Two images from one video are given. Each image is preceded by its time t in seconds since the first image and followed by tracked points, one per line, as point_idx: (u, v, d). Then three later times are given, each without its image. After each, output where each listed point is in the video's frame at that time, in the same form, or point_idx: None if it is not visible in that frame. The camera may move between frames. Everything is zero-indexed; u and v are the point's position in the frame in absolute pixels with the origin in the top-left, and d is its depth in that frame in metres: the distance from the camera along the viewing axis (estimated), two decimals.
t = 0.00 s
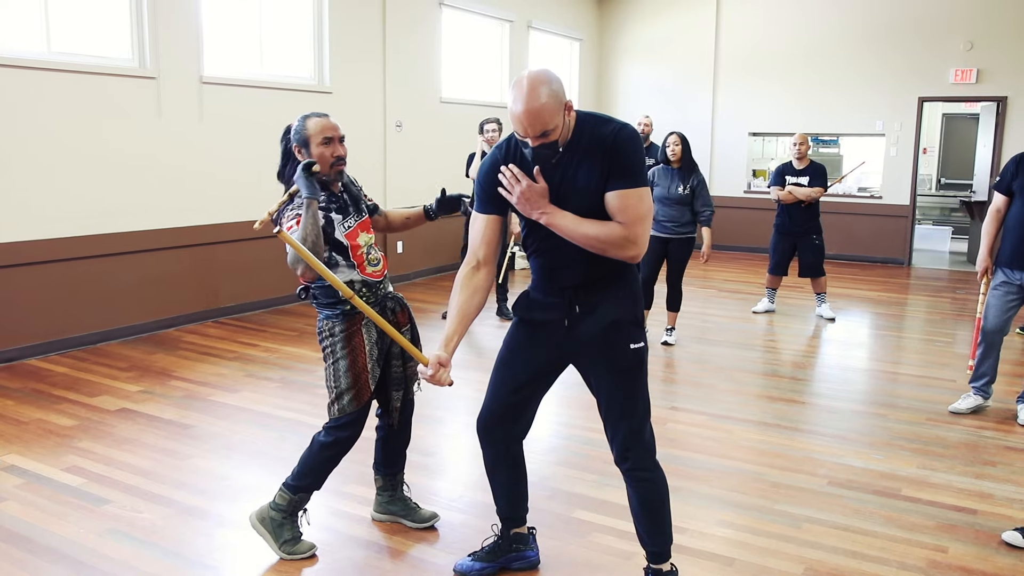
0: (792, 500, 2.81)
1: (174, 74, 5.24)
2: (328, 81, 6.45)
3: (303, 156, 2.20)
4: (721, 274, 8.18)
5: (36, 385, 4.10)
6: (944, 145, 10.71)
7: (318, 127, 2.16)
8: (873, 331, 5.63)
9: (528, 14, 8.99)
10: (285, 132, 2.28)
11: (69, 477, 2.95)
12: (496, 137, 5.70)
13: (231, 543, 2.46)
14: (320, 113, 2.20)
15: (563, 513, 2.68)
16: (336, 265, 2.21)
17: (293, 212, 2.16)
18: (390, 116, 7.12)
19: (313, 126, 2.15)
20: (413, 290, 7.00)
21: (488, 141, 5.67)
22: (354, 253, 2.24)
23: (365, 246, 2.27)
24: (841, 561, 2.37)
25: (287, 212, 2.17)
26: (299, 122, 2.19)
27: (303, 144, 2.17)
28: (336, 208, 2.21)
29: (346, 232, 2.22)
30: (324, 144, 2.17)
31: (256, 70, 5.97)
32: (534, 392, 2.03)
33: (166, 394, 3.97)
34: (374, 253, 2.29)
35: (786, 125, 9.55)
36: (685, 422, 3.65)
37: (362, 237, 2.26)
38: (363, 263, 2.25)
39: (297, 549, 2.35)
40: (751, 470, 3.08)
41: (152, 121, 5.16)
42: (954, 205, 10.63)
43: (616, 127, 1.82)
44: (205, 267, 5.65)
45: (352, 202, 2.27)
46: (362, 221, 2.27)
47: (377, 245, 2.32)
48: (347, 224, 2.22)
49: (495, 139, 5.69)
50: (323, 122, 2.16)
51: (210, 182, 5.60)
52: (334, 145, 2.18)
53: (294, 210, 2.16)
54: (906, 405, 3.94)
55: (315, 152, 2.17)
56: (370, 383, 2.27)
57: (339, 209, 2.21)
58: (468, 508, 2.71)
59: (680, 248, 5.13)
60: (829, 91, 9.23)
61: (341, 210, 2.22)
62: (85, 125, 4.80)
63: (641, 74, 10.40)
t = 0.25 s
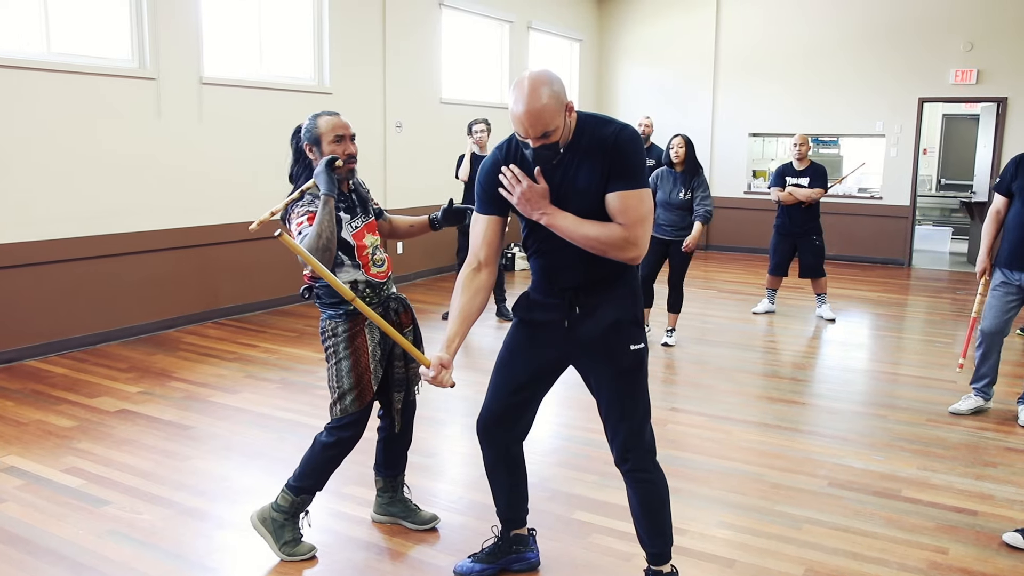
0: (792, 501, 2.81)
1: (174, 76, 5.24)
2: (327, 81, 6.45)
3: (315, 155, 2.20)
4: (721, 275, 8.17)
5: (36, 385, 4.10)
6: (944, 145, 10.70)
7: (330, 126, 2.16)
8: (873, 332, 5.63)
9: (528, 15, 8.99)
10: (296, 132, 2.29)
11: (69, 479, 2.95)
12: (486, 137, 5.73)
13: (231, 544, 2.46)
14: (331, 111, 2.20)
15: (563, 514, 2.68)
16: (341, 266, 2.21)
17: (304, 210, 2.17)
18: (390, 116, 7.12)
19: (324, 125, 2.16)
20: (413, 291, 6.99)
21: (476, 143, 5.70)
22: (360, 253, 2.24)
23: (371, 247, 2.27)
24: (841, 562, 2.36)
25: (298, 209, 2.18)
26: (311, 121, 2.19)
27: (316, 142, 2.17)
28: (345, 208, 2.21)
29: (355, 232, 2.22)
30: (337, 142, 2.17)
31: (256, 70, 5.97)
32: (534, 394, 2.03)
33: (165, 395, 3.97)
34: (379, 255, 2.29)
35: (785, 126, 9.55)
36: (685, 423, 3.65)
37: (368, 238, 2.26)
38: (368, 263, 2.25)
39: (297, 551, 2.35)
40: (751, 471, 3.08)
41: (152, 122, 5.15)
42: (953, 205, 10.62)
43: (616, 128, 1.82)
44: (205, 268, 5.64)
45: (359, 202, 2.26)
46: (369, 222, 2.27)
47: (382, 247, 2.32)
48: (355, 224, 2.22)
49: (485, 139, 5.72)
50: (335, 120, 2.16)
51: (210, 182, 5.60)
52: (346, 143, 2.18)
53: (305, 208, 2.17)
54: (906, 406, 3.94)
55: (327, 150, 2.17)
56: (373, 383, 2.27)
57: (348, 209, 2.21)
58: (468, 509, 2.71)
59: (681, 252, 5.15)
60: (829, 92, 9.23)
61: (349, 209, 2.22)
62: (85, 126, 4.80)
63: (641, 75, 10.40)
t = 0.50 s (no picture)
0: (792, 502, 2.81)
1: (173, 76, 5.24)
2: (327, 81, 6.45)
3: (325, 155, 2.21)
4: (721, 275, 8.17)
5: (35, 386, 4.10)
6: (944, 146, 10.70)
7: (340, 126, 2.17)
8: (873, 333, 5.63)
9: (528, 15, 8.98)
10: (294, 131, 2.27)
11: (68, 480, 2.94)
12: (484, 137, 5.73)
13: (230, 545, 2.45)
14: (336, 111, 2.21)
15: (563, 514, 2.68)
16: (344, 266, 2.20)
17: (310, 209, 2.16)
18: (390, 117, 7.12)
19: (335, 125, 2.16)
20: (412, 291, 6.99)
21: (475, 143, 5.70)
22: (362, 252, 2.23)
23: (373, 247, 2.26)
24: (841, 563, 2.36)
25: (302, 209, 2.17)
26: (318, 121, 2.18)
27: (325, 142, 2.18)
28: (349, 208, 2.21)
29: (358, 231, 2.22)
30: (348, 142, 2.19)
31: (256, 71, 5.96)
32: (534, 394, 2.03)
33: (165, 396, 3.97)
34: (382, 254, 2.29)
35: (785, 127, 9.55)
36: (685, 424, 3.64)
37: (371, 238, 2.25)
38: (371, 262, 2.25)
39: (297, 552, 2.34)
40: (751, 472, 3.08)
41: (152, 122, 5.15)
42: (953, 206, 10.63)
43: (617, 129, 1.82)
44: (204, 269, 5.64)
45: (361, 201, 2.27)
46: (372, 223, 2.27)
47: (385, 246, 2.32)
48: (359, 224, 2.22)
49: (483, 139, 5.72)
50: (344, 121, 2.18)
51: (210, 182, 5.60)
52: (355, 143, 2.20)
53: (311, 207, 2.16)
54: (905, 407, 3.94)
55: (338, 150, 2.18)
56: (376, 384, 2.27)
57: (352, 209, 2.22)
58: (467, 510, 2.71)
59: (680, 250, 5.13)
60: (829, 93, 9.23)
61: (353, 210, 2.22)
62: (84, 126, 4.80)
63: (641, 75, 10.40)
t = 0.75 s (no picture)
0: (792, 502, 2.80)
1: (173, 76, 5.24)
2: (326, 82, 6.44)
3: (332, 154, 2.22)
4: (721, 275, 8.17)
5: (34, 386, 4.09)
6: (943, 147, 10.70)
7: (347, 125, 2.19)
8: (873, 333, 5.63)
9: (527, 15, 8.98)
10: (292, 132, 2.26)
11: (67, 480, 2.94)
12: (485, 137, 5.73)
13: (230, 546, 2.45)
14: (342, 111, 2.23)
15: (562, 515, 2.68)
16: (344, 265, 2.20)
17: (312, 208, 2.16)
18: (390, 117, 7.12)
19: (344, 124, 2.18)
20: (412, 292, 6.98)
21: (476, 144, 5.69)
22: (363, 251, 2.23)
23: (374, 247, 2.26)
24: (841, 563, 2.36)
25: (304, 208, 2.17)
26: (323, 121, 2.19)
27: (335, 141, 2.19)
28: (350, 207, 2.21)
29: (359, 230, 2.22)
30: (355, 141, 2.21)
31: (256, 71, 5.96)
32: (534, 395, 2.02)
33: (164, 396, 3.96)
34: (383, 254, 2.28)
35: (784, 127, 9.55)
36: (685, 424, 3.64)
37: (371, 237, 2.25)
38: (371, 261, 2.24)
39: (297, 553, 2.34)
40: (751, 472, 3.07)
41: (151, 123, 5.15)
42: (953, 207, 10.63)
43: (617, 129, 1.82)
44: (203, 269, 5.64)
45: (362, 201, 2.28)
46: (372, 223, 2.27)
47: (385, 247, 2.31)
48: (360, 223, 2.22)
49: (484, 139, 5.73)
50: (350, 120, 2.20)
51: (209, 182, 5.59)
52: (361, 142, 2.23)
53: (313, 205, 2.16)
54: (905, 407, 3.94)
55: (349, 149, 2.20)
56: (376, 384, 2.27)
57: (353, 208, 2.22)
58: (467, 510, 2.70)
59: (678, 250, 5.13)
60: (829, 93, 9.23)
61: (354, 209, 2.22)
62: (84, 126, 4.80)
63: (640, 76, 10.40)
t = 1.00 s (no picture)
0: (791, 502, 2.81)
1: (173, 76, 5.24)
2: (326, 82, 6.44)
3: (334, 153, 2.23)
4: (721, 275, 8.17)
5: (34, 386, 4.09)
6: (943, 147, 10.70)
7: (348, 125, 2.21)
8: (873, 333, 5.63)
9: (527, 16, 8.98)
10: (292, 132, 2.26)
11: (67, 480, 2.94)
12: (485, 137, 5.73)
13: (230, 546, 2.45)
14: (341, 112, 2.24)
15: (562, 515, 2.68)
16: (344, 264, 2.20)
17: (313, 205, 2.16)
18: (390, 117, 7.13)
19: (344, 123, 2.21)
20: (411, 292, 6.98)
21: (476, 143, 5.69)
22: (363, 251, 2.23)
23: (373, 247, 2.26)
24: (841, 563, 2.36)
25: (304, 205, 2.17)
26: (323, 119, 2.20)
27: (337, 141, 2.21)
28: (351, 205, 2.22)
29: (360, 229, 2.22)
30: (356, 140, 2.24)
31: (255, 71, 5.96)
32: (534, 394, 2.02)
33: (164, 396, 3.96)
34: (382, 254, 2.29)
35: (784, 127, 9.55)
36: (684, 424, 3.64)
37: (371, 237, 2.25)
38: (371, 261, 2.24)
39: (296, 552, 2.34)
40: (750, 472, 3.07)
41: (151, 123, 5.16)
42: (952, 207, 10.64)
43: (616, 129, 1.82)
44: (203, 269, 5.63)
45: (362, 200, 2.28)
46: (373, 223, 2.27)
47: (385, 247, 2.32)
48: (360, 222, 2.22)
49: (484, 139, 5.73)
50: (351, 119, 2.23)
51: (209, 182, 5.59)
52: (362, 141, 2.26)
53: (314, 202, 2.17)
54: (905, 407, 3.94)
55: (349, 148, 2.22)
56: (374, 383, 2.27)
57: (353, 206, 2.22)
58: (466, 510, 2.70)
59: (677, 249, 5.12)
60: (829, 93, 9.23)
61: (355, 208, 2.22)
62: (84, 126, 4.80)
63: (640, 76, 10.40)
